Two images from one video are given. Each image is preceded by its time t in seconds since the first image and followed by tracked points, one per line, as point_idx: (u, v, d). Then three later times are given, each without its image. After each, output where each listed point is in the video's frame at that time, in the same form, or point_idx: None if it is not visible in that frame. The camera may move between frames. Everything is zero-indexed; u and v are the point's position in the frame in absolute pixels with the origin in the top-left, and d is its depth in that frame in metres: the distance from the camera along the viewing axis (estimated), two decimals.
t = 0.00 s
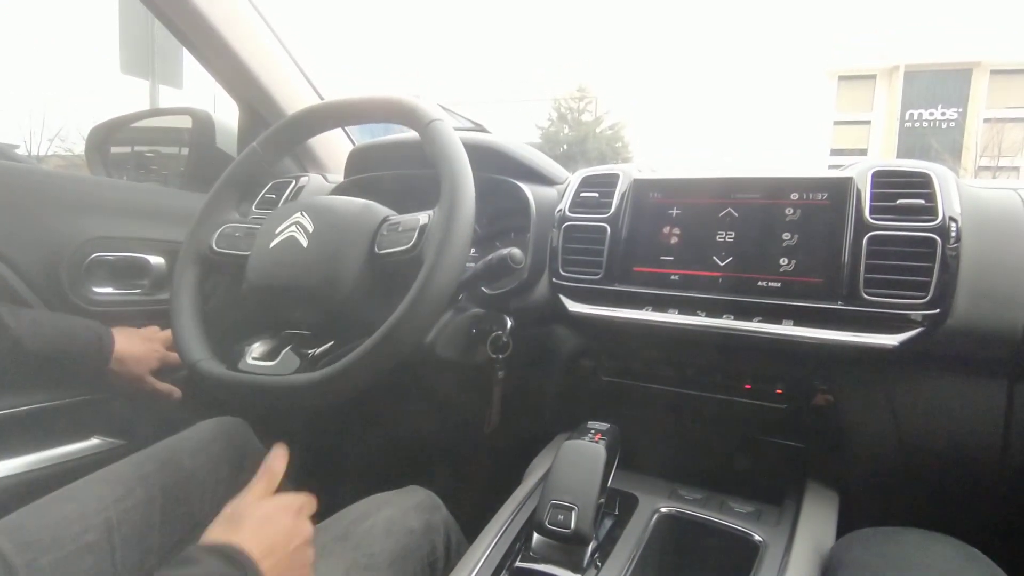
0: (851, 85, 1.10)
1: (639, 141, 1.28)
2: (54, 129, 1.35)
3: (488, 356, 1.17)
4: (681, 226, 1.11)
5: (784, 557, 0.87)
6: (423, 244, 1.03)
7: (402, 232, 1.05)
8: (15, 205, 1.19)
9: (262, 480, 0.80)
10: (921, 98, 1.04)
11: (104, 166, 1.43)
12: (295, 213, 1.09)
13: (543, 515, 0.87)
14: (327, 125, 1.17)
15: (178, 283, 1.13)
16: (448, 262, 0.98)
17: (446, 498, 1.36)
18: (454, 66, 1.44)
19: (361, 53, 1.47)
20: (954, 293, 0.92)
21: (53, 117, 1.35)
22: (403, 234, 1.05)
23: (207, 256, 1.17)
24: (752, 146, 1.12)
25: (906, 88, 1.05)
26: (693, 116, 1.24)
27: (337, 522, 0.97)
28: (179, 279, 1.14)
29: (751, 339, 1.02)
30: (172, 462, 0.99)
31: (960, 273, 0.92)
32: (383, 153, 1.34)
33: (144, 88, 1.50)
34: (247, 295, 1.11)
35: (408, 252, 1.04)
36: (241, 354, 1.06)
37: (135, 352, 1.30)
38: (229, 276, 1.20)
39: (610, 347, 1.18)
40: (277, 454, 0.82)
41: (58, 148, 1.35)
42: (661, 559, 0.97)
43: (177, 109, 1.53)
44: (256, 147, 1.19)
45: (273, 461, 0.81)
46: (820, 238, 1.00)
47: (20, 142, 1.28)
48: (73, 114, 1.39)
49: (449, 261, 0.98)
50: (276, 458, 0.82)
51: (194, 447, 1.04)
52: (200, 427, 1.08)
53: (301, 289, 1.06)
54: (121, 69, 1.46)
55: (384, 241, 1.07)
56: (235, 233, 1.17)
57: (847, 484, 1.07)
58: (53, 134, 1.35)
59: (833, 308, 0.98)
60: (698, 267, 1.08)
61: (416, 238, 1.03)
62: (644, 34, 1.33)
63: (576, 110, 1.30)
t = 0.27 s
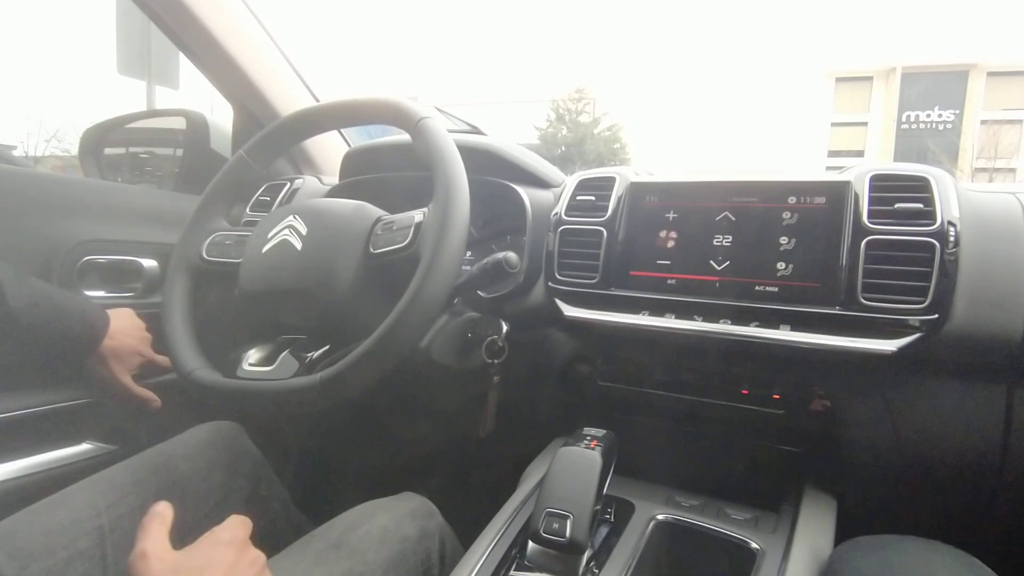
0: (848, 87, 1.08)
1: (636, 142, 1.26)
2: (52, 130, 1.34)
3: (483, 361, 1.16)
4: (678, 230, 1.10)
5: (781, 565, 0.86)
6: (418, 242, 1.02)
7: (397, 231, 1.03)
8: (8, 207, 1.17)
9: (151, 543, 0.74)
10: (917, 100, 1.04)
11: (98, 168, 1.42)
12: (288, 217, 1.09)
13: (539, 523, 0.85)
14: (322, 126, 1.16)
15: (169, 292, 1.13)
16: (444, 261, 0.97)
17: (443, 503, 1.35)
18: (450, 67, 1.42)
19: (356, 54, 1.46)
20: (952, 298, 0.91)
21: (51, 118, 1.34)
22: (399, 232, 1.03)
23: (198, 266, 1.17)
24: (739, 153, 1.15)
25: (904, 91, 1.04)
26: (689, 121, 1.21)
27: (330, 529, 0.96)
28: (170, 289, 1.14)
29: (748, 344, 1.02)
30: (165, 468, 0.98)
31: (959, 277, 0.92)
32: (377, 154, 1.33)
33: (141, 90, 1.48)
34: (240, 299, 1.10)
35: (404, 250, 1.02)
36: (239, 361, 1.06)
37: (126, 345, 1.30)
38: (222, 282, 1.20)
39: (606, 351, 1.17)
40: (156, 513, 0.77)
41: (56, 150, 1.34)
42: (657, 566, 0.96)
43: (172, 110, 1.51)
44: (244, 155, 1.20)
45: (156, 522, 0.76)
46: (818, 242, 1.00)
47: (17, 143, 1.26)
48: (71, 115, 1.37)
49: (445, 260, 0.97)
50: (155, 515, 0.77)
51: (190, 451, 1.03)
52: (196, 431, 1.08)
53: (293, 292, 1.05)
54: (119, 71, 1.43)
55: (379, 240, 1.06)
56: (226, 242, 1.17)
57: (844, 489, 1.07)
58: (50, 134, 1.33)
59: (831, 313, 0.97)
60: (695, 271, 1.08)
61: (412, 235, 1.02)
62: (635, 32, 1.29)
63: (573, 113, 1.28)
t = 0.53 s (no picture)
0: (847, 87, 1.09)
1: (636, 143, 1.26)
2: (49, 130, 1.35)
3: (484, 359, 1.16)
4: (677, 229, 1.11)
5: (779, 562, 0.86)
6: (419, 242, 1.02)
7: (398, 230, 1.04)
8: (10, 206, 1.18)
9: (224, 520, 0.79)
10: (916, 100, 1.04)
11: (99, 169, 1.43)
12: (290, 216, 1.09)
13: (539, 520, 0.86)
14: (324, 125, 1.17)
15: (171, 291, 1.14)
16: (445, 260, 0.98)
17: (443, 502, 1.35)
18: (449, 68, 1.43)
19: (358, 55, 1.47)
20: (949, 297, 0.92)
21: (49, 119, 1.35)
22: (400, 231, 1.04)
23: (200, 265, 1.17)
24: (739, 153, 1.15)
25: (904, 91, 1.04)
26: (689, 121, 1.22)
27: (332, 527, 0.97)
28: (172, 288, 1.14)
29: (747, 342, 1.02)
30: (168, 467, 0.99)
31: (956, 276, 0.92)
32: (378, 154, 1.34)
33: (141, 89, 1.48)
34: (242, 298, 1.11)
35: (405, 249, 1.03)
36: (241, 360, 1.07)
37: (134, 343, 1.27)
38: (224, 281, 1.21)
39: (607, 350, 1.18)
40: (234, 496, 0.83)
41: (54, 150, 1.35)
42: (657, 563, 0.97)
43: (172, 110, 1.52)
44: (245, 155, 1.21)
45: (230, 504, 0.82)
46: (817, 241, 1.00)
47: (14, 143, 1.28)
48: (68, 116, 1.39)
49: (446, 259, 0.98)
50: (232, 498, 0.83)
51: (192, 448, 1.04)
52: (198, 429, 1.08)
53: (296, 291, 1.06)
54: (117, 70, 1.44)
55: (381, 239, 1.06)
56: (228, 241, 1.18)
57: (842, 487, 1.07)
58: (48, 135, 1.35)
59: (829, 311, 0.98)
60: (694, 270, 1.08)
61: (413, 235, 1.02)
62: (636, 35, 1.30)
63: (573, 113, 1.29)
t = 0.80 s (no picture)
0: (846, 88, 1.08)
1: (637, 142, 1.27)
2: (49, 130, 1.35)
3: (484, 359, 1.17)
4: (677, 229, 1.11)
5: (780, 561, 0.86)
6: (420, 243, 1.03)
7: (399, 229, 1.04)
8: (9, 208, 1.18)
9: (245, 523, 0.80)
10: (915, 100, 1.04)
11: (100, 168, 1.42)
12: (290, 216, 1.09)
13: (540, 519, 0.86)
14: (324, 125, 1.17)
15: (172, 291, 1.14)
16: (445, 260, 0.98)
17: (443, 502, 1.35)
18: (449, 68, 1.43)
19: (358, 56, 1.47)
20: (949, 296, 0.92)
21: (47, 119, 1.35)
22: (401, 231, 1.04)
23: (201, 265, 1.17)
24: (740, 153, 1.15)
25: (904, 92, 1.04)
26: (688, 121, 1.23)
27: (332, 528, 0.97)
28: (173, 288, 1.14)
29: (747, 342, 1.02)
30: (169, 467, 0.99)
31: (956, 276, 0.93)
32: (378, 154, 1.34)
33: (141, 88, 1.48)
34: (243, 298, 1.11)
35: (406, 250, 1.03)
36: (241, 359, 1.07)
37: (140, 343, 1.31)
38: (225, 281, 1.21)
39: (607, 350, 1.18)
40: (254, 501, 0.83)
41: (54, 150, 1.34)
42: (657, 563, 0.97)
43: (173, 111, 1.52)
44: (247, 155, 1.21)
45: (251, 506, 0.82)
46: (817, 241, 1.01)
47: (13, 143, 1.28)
48: (66, 116, 1.38)
49: (447, 258, 0.98)
50: (253, 503, 0.83)
51: (193, 449, 1.04)
52: (199, 429, 1.09)
53: (296, 291, 1.06)
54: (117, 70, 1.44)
55: (381, 239, 1.07)
56: (229, 241, 1.18)
57: (842, 487, 1.07)
58: (48, 135, 1.34)
59: (829, 311, 0.98)
60: (694, 270, 1.08)
61: (414, 235, 1.03)
62: (637, 34, 1.30)
63: (573, 113, 1.29)
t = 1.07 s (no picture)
0: (846, 87, 1.09)
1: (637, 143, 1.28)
2: (49, 131, 1.34)
3: (485, 358, 1.17)
4: (678, 228, 1.11)
5: (780, 559, 0.86)
6: (421, 241, 1.03)
7: (400, 228, 1.04)
8: (10, 207, 1.18)
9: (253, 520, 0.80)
10: (915, 100, 1.04)
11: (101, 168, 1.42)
12: (292, 215, 1.10)
13: (541, 517, 0.86)
14: (326, 125, 1.17)
15: (173, 290, 1.14)
16: (447, 258, 0.98)
17: (444, 502, 1.35)
18: (450, 69, 1.43)
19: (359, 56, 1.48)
20: (949, 295, 0.92)
21: (48, 119, 1.35)
22: (402, 230, 1.04)
23: (202, 264, 1.18)
24: (740, 153, 1.15)
25: (904, 92, 1.04)
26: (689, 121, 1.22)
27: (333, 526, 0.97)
28: (174, 287, 1.15)
29: (748, 340, 1.03)
30: (170, 466, 0.99)
31: (956, 274, 0.93)
32: (379, 153, 1.34)
33: (142, 88, 1.48)
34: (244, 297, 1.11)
35: (407, 248, 1.03)
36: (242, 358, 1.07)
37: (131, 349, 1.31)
38: (227, 280, 1.21)
39: (608, 349, 1.18)
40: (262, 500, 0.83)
41: (54, 151, 1.34)
42: (658, 561, 0.97)
43: (173, 110, 1.52)
44: (249, 154, 1.22)
45: (258, 504, 0.82)
46: (817, 239, 1.01)
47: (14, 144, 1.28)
48: (66, 117, 1.38)
49: (448, 256, 0.98)
50: (261, 502, 0.83)
51: (194, 448, 1.04)
52: (200, 428, 1.09)
53: (298, 290, 1.06)
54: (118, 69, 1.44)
55: (382, 238, 1.07)
56: (230, 241, 1.18)
57: (842, 486, 1.07)
58: (48, 135, 1.34)
59: (830, 310, 0.98)
60: (695, 269, 1.09)
61: (415, 234, 1.03)
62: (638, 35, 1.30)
63: (574, 113, 1.29)
